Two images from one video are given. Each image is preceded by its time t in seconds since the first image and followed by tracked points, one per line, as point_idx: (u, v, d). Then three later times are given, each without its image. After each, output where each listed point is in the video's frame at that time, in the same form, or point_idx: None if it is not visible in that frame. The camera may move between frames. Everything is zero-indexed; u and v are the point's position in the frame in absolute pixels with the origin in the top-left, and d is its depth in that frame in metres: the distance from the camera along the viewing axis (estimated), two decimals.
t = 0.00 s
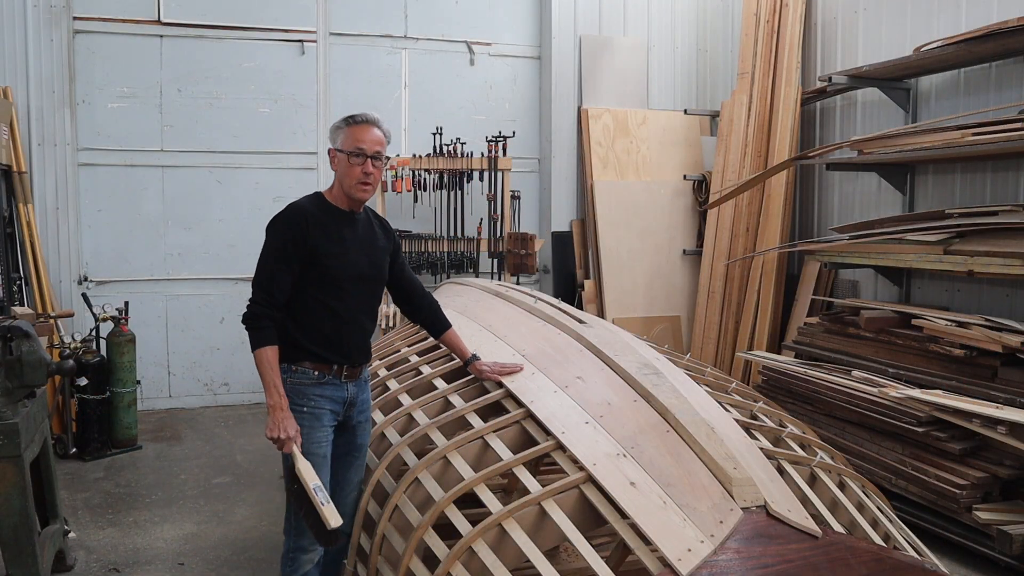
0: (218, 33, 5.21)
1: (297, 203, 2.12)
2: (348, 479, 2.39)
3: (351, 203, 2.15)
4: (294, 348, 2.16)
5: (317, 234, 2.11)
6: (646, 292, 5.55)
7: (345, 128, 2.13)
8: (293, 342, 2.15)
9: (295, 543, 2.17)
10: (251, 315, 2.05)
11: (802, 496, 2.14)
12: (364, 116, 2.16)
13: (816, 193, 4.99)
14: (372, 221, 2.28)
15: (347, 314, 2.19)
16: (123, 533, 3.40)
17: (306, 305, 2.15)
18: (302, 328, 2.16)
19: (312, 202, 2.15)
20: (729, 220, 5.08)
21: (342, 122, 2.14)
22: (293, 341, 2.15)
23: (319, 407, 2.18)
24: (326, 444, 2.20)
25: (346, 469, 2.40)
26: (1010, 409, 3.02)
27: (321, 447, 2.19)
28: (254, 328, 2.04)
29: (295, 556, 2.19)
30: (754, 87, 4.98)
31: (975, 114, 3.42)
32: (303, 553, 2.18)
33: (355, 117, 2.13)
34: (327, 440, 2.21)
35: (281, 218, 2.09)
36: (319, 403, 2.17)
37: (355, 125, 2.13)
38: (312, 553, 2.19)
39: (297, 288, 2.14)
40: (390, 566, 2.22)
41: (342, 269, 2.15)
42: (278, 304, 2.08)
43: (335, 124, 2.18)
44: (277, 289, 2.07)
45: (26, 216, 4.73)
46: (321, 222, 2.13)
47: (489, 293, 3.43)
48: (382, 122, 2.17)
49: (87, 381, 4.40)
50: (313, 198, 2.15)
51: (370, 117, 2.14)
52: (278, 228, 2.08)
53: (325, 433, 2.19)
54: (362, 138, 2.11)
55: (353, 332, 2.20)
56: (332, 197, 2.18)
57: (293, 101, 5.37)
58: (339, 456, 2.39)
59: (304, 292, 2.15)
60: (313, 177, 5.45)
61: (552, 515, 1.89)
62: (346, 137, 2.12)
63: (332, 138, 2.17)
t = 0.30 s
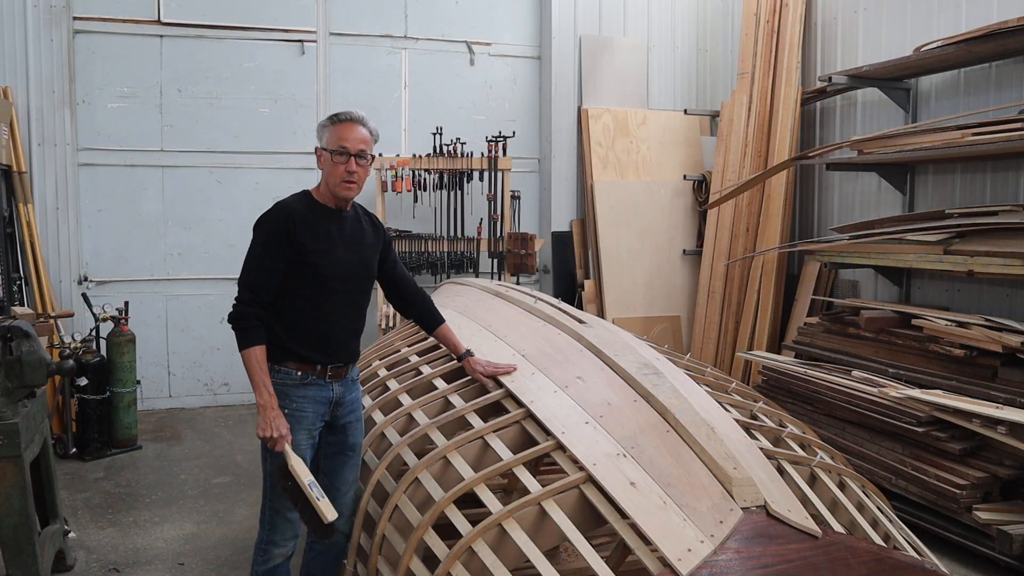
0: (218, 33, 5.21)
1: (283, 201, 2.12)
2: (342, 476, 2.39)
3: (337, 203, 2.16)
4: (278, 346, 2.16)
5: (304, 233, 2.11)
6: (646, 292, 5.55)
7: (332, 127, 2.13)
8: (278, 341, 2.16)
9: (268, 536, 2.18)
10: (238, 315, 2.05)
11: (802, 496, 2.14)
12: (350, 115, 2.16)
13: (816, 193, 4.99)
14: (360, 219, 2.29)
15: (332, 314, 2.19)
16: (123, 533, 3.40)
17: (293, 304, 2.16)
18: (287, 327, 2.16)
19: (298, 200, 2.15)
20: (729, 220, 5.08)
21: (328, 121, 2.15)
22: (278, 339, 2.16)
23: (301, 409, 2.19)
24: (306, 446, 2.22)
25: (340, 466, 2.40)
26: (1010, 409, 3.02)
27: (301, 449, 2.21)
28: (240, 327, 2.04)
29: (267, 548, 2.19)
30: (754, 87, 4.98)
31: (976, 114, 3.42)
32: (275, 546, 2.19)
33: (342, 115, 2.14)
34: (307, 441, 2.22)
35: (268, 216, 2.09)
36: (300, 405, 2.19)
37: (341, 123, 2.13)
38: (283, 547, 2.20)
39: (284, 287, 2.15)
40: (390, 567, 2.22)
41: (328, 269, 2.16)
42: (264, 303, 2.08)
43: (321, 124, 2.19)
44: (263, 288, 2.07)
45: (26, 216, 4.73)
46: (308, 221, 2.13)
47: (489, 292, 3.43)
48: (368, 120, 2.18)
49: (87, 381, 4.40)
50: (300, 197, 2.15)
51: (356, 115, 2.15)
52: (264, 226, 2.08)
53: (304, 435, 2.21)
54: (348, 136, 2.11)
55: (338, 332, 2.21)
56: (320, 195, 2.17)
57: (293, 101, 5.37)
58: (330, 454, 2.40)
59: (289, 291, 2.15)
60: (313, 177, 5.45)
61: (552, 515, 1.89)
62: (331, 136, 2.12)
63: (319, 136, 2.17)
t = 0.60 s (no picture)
0: (218, 33, 5.21)
1: (272, 203, 2.11)
2: (339, 470, 2.37)
3: (340, 210, 2.20)
4: (259, 349, 2.17)
5: (292, 237, 2.10)
6: (647, 292, 5.55)
7: (357, 139, 2.15)
8: (260, 344, 2.17)
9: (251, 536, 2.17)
10: (221, 321, 2.05)
11: (802, 496, 2.14)
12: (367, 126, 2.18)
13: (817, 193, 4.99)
14: (348, 222, 2.29)
15: (316, 318, 2.19)
16: (123, 533, 3.40)
17: (276, 308, 2.16)
18: (269, 331, 2.16)
19: (288, 202, 2.14)
20: (729, 220, 5.08)
21: (350, 131, 2.14)
22: (259, 343, 2.17)
23: (282, 413, 2.19)
24: (288, 450, 2.22)
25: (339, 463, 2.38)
26: (1010, 409, 3.02)
27: (281, 453, 2.21)
28: (222, 332, 2.05)
29: (253, 549, 2.18)
30: (754, 87, 4.98)
31: (975, 114, 3.42)
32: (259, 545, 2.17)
33: (364, 128, 2.16)
34: (288, 446, 2.22)
35: (257, 220, 2.08)
36: (281, 409, 2.19)
37: (366, 138, 2.16)
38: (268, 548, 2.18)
39: (269, 290, 2.14)
40: (390, 566, 2.22)
41: (314, 274, 2.15)
42: (248, 307, 2.08)
43: (333, 127, 2.15)
44: (248, 293, 2.07)
45: (26, 216, 4.73)
46: (297, 225, 2.11)
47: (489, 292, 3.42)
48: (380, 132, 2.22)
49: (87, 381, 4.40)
50: (293, 201, 2.14)
51: (375, 128, 2.19)
52: (252, 229, 2.07)
53: (286, 439, 2.21)
54: (374, 152, 2.17)
55: (321, 337, 2.21)
56: (323, 202, 2.17)
57: (293, 101, 5.37)
58: (324, 450, 2.37)
59: (275, 296, 2.15)
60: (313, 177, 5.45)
61: (552, 515, 1.89)
62: (358, 150, 2.14)
63: (334, 144, 2.14)
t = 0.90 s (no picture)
0: (218, 33, 5.21)
1: (290, 198, 2.10)
2: (345, 473, 2.40)
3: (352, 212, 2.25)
4: (278, 346, 2.14)
5: (311, 232, 2.11)
6: (647, 292, 5.55)
7: (383, 148, 2.19)
8: (278, 340, 2.14)
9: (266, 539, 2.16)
10: (241, 314, 2.02)
11: (802, 496, 2.14)
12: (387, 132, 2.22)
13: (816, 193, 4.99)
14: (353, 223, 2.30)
15: (333, 314, 2.19)
16: (123, 533, 3.40)
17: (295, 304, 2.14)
18: (287, 327, 2.14)
19: (304, 198, 2.14)
20: (729, 220, 5.08)
21: (378, 139, 2.17)
22: (277, 339, 2.14)
23: (301, 414, 2.18)
24: (306, 451, 2.20)
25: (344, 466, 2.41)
26: (1010, 409, 3.02)
27: (300, 454, 2.19)
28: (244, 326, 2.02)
29: (266, 551, 2.17)
30: (754, 87, 4.98)
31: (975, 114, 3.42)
32: (275, 548, 2.16)
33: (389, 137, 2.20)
34: (307, 447, 2.20)
35: (276, 213, 2.08)
36: (300, 409, 2.17)
37: (391, 146, 2.21)
38: (282, 550, 2.18)
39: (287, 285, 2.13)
40: (390, 566, 2.22)
41: (332, 269, 2.15)
42: (270, 301, 2.06)
43: (360, 132, 2.16)
44: (270, 286, 2.05)
45: (26, 216, 4.73)
46: (315, 220, 2.12)
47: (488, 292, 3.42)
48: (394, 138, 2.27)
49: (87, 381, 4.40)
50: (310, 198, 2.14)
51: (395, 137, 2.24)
52: (273, 223, 2.06)
53: (305, 440, 2.19)
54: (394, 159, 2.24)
55: (338, 333, 2.21)
56: (339, 203, 2.20)
57: (293, 101, 5.37)
58: (333, 453, 2.40)
59: (293, 291, 2.14)
60: (313, 177, 5.45)
61: (552, 515, 1.89)
62: (384, 159, 2.19)
63: (362, 150, 2.15)
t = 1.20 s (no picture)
0: (217, 33, 5.21)
1: (300, 199, 2.11)
2: (352, 475, 2.41)
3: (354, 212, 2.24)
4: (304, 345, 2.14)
5: (325, 228, 2.12)
6: (646, 292, 5.55)
7: (384, 148, 2.20)
8: (304, 339, 2.14)
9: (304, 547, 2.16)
10: (265, 313, 2.02)
11: (802, 496, 2.15)
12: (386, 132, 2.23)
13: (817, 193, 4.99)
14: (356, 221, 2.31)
15: (355, 308, 2.19)
16: (123, 533, 3.40)
17: (317, 300, 2.14)
18: (311, 325, 2.14)
19: (313, 198, 2.14)
20: (729, 220, 5.09)
21: (379, 138, 2.18)
22: (303, 338, 2.14)
23: (333, 411, 2.18)
24: (340, 447, 2.19)
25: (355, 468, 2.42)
26: (1010, 409, 3.02)
27: (336, 451, 2.19)
28: (270, 325, 2.02)
29: (303, 560, 2.18)
30: (754, 87, 4.98)
31: (975, 114, 3.42)
32: (313, 556, 2.17)
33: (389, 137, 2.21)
34: (341, 443, 2.20)
35: (287, 214, 2.08)
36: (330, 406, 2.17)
37: (391, 145, 2.22)
38: (320, 558, 2.18)
39: (306, 283, 2.13)
40: (389, 566, 2.22)
41: (349, 262, 2.16)
42: (292, 299, 2.06)
43: (361, 131, 2.16)
44: (291, 284, 2.05)
45: (26, 216, 4.73)
46: (327, 217, 2.13)
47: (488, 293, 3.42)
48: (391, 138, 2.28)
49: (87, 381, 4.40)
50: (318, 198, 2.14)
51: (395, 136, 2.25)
52: (286, 223, 2.07)
53: (338, 436, 2.19)
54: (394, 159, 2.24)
55: (361, 327, 2.21)
56: (341, 203, 2.20)
57: (293, 101, 5.37)
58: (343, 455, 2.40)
59: (314, 289, 2.13)
60: (313, 177, 5.45)
61: (552, 515, 1.89)
62: (385, 158, 2.20)
63: (365, 149, 2.15)
